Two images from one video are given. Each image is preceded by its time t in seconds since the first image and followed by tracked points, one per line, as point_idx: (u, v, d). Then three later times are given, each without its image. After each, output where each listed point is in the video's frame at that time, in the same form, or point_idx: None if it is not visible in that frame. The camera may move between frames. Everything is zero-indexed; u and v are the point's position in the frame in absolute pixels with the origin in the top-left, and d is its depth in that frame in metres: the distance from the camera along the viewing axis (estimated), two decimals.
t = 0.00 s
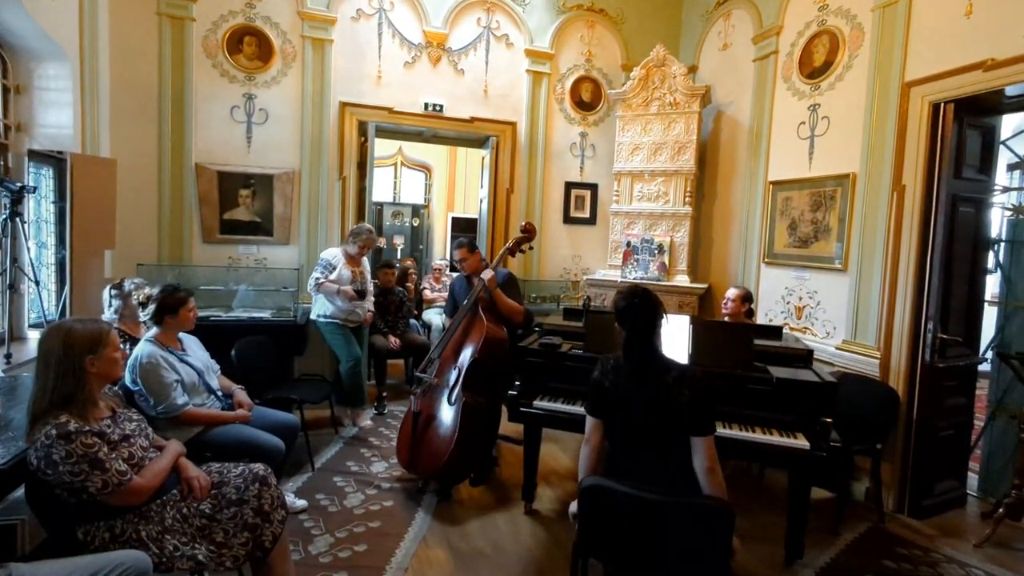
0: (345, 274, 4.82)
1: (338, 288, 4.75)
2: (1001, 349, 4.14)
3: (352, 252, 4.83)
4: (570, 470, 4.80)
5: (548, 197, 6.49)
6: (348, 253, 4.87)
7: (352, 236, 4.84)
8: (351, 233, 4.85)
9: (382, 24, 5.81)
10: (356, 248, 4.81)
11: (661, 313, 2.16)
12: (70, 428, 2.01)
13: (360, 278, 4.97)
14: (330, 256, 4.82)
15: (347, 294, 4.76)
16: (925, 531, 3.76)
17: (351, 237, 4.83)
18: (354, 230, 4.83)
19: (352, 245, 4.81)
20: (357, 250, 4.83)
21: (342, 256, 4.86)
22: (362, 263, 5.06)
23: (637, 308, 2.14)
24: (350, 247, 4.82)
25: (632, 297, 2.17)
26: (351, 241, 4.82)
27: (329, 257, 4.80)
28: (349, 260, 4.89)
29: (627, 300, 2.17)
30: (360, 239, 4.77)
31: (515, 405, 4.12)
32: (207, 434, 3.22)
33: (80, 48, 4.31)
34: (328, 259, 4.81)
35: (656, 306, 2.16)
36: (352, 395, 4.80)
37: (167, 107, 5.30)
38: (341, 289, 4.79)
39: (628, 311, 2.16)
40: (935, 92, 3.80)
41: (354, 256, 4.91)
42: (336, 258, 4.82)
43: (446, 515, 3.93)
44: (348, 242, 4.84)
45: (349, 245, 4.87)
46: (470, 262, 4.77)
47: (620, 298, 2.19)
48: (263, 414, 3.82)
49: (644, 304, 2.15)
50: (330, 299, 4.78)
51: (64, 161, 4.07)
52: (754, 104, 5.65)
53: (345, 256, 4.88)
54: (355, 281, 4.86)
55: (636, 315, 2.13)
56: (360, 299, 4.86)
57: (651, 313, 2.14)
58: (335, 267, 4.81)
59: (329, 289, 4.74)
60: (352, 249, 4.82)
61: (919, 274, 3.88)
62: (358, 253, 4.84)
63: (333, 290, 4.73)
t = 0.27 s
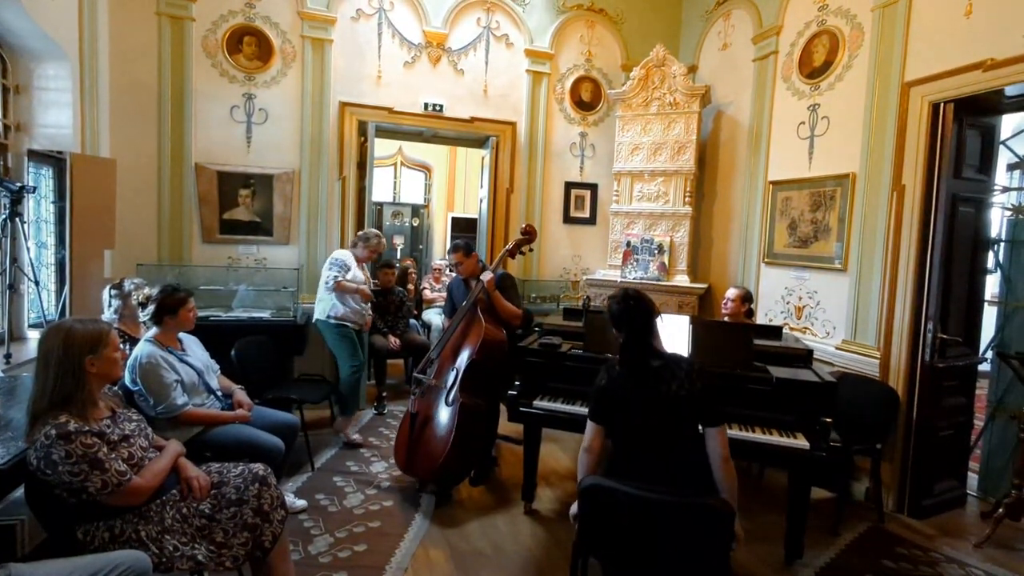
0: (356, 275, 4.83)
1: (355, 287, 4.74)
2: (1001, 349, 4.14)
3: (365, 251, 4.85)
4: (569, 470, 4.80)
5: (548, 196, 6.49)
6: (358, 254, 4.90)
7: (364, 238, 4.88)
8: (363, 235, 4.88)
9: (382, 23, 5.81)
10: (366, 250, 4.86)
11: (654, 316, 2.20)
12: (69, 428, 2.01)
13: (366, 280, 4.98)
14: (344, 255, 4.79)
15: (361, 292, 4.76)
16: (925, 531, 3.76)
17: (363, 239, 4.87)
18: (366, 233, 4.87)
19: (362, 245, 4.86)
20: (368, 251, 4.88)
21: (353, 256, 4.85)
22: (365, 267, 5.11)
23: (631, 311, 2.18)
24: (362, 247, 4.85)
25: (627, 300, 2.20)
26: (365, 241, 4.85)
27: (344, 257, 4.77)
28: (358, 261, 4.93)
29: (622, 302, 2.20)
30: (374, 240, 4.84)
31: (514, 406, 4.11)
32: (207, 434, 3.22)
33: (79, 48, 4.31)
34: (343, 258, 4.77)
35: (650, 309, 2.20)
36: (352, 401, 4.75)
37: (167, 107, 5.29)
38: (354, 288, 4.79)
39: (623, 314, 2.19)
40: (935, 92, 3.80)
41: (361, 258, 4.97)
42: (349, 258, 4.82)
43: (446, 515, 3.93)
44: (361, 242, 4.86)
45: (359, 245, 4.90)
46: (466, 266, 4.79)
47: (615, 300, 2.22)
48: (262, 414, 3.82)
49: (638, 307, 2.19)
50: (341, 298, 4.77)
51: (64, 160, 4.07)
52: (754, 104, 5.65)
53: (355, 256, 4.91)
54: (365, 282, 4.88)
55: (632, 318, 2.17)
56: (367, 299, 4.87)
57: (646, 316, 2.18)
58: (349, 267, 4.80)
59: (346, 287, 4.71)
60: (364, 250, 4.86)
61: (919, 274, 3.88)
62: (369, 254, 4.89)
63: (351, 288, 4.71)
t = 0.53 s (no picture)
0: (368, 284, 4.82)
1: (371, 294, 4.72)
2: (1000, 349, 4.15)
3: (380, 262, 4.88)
4: (569, 470, 4.80)
5: (548, 196, 6.49)
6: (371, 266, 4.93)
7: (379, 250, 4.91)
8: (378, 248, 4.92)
9: (382, 23, 5.81)
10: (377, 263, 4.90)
11: (668, 313, 2.22)
12: (70, 428, 2.01)
13: (371, 291, 4.96)
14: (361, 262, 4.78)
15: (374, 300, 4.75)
16: (925, 531, 3.76)
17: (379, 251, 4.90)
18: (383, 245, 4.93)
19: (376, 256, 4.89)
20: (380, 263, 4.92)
21: (366, 265, 4.86)
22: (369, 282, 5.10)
23: (644, 307, 2.20)
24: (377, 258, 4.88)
25: (642, 296, 2.22)
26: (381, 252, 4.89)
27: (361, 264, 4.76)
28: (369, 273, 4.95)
29: (635, 299, 2.22)
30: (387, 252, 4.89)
31: (515, 404, 4.09)
32: (207, 434, 3.22)
33: (78, 48, 4.31)
34: (361, 265, 4.76)
35: (663, 306, 2.22)
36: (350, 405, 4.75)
37: (166, 107, 5.29)
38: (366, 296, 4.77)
39: (634, 311, 2.21)
40: (935, 91, 3.80)
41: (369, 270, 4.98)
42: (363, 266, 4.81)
43: (446, 515, 3.94)
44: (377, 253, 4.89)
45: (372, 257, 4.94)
46: (469, 264, 4.78)
47: (628, 296, 2.24)
48: (262, 414, 3.82)
49: (652, 304, 2.20)
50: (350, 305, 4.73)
51: (63, 160, 4.07)
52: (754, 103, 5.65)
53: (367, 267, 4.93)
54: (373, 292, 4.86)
55: (644, 314, 2.19)
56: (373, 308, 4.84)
57: (659, 312, 2.19)
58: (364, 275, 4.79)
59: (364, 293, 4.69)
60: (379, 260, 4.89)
61: (919, 274, 3.88)
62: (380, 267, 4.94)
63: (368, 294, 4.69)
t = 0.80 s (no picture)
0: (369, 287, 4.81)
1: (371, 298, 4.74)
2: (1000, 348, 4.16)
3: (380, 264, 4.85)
4: (569, 469, 4.81)
5: (549, 195, 6.48)
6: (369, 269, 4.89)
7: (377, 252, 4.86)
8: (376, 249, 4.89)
9: (381, 22, 5.81)
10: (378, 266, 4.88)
11: (677, 314, 2.25)
12: (70, 428, 2.01)
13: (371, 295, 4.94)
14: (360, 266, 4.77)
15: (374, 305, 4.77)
16: (925, 529, 3.77)
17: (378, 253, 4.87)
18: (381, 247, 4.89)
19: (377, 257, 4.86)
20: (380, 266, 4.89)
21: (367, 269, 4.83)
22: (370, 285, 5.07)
23: (655, 306, 2.21)
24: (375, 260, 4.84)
25: (654, 296, 2.24)
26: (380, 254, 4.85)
27: (360, 267, 4.75)
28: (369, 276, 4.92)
29: (645, 298, 2.24)
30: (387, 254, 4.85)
31: (516, 403, 4.10)
32: (207, 434, 3.22)
33: (78, 47, 4.30)
34: (361, 268, 4.75)
35: (674, 307, 2.23)
36: (350, 407, 4.74)
37: (166, 106, 5.28)
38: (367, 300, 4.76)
39: (643, 311, 2.23)
40: (935, 90, 3.80)
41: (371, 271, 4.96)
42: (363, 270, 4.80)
43: (446, 513, 3.94)
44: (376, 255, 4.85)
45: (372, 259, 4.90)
46: (476, 261, 4.77)
47: (640, 294, 2.26)
48: (262, 413, 3.81)
49: (663, 304, 2.23)
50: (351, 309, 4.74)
51: (63, 159, 4.07)
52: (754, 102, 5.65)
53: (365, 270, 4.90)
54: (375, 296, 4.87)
55: (653, 314, 2.21)
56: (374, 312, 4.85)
57: (669, 314, 2.22)
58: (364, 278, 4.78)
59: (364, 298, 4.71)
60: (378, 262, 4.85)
61: (919, 273, 3.88)
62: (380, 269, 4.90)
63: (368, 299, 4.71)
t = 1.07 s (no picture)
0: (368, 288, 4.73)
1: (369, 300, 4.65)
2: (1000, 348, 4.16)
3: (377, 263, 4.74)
4: (569, 469, 4.81)
5: (548, 195, 6.48)
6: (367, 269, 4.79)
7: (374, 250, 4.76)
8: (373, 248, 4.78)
9: (381, 22, 5.81)
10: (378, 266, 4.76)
11: (682, 316, 2.27)
12: (70, 427, 2.01)
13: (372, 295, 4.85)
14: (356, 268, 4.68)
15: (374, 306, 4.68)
16: (924, 529, 3.77)
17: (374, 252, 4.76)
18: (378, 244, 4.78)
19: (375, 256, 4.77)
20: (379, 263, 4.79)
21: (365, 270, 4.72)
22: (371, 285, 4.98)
23: (660, 307, 2.22)
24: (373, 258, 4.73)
25: (660, 297, 2.25)
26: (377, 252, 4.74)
27: (357, 269, 4.66)
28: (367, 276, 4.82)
29: (650, 300, 2.24)
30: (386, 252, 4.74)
31: (517, 402, 4.10)
32: (207, 434, 3.22)
33: (77, 46, 4.30)
34: (356, 271, 4.66)
35: (678, 309, 2.25)
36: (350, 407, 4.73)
37: (166, 106, 5.28)
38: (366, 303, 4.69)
39: (647, 313, 2.24)
40: (935, 90, 3.80)
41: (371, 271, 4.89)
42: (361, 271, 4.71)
43: (446, 513, 3.94)
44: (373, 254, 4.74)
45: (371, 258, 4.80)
46: (479, 260, 4.78)
47: (644, 296, 2.26)
48: (263, 413, 3.81)
49: (669, 306, 2.24)
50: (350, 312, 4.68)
51: (63, 159, 4.07)
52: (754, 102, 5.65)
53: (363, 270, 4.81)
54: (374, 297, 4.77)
55: (658, 316, 2.21)
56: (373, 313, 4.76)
57: (674, 316, 2.23)
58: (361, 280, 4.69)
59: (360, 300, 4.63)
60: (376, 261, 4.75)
61: (919, 273, 3.88)
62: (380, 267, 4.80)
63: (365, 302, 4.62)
